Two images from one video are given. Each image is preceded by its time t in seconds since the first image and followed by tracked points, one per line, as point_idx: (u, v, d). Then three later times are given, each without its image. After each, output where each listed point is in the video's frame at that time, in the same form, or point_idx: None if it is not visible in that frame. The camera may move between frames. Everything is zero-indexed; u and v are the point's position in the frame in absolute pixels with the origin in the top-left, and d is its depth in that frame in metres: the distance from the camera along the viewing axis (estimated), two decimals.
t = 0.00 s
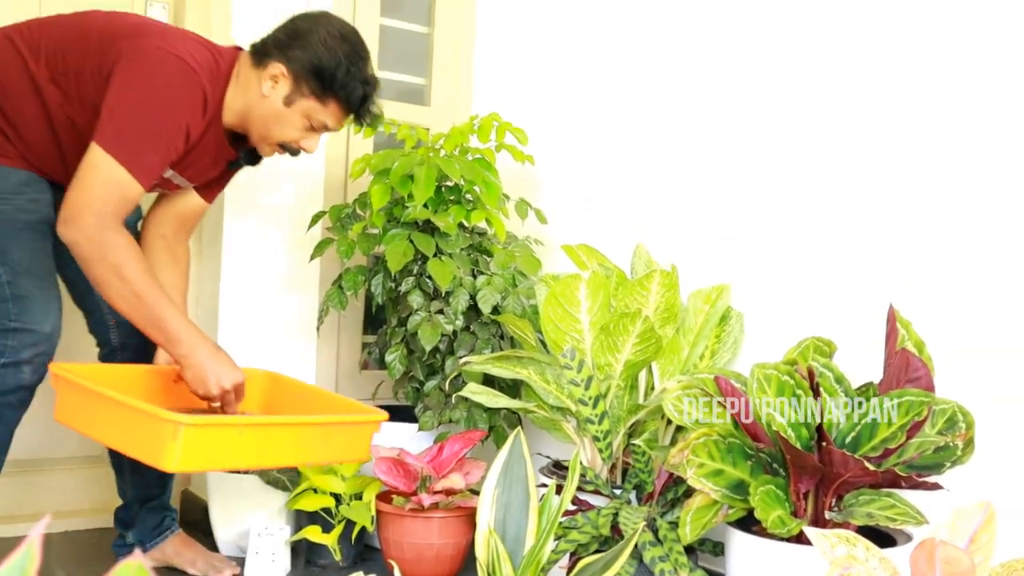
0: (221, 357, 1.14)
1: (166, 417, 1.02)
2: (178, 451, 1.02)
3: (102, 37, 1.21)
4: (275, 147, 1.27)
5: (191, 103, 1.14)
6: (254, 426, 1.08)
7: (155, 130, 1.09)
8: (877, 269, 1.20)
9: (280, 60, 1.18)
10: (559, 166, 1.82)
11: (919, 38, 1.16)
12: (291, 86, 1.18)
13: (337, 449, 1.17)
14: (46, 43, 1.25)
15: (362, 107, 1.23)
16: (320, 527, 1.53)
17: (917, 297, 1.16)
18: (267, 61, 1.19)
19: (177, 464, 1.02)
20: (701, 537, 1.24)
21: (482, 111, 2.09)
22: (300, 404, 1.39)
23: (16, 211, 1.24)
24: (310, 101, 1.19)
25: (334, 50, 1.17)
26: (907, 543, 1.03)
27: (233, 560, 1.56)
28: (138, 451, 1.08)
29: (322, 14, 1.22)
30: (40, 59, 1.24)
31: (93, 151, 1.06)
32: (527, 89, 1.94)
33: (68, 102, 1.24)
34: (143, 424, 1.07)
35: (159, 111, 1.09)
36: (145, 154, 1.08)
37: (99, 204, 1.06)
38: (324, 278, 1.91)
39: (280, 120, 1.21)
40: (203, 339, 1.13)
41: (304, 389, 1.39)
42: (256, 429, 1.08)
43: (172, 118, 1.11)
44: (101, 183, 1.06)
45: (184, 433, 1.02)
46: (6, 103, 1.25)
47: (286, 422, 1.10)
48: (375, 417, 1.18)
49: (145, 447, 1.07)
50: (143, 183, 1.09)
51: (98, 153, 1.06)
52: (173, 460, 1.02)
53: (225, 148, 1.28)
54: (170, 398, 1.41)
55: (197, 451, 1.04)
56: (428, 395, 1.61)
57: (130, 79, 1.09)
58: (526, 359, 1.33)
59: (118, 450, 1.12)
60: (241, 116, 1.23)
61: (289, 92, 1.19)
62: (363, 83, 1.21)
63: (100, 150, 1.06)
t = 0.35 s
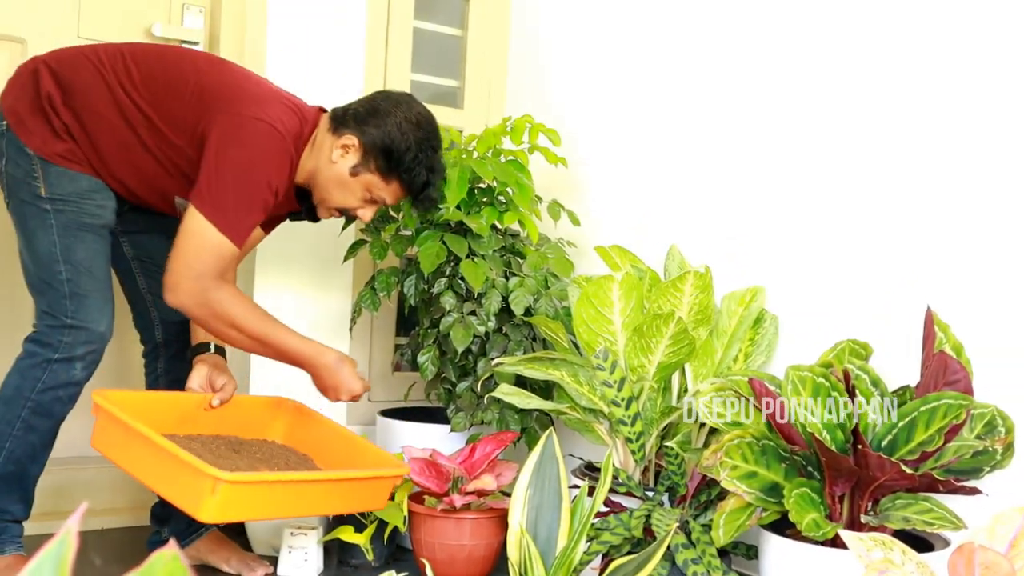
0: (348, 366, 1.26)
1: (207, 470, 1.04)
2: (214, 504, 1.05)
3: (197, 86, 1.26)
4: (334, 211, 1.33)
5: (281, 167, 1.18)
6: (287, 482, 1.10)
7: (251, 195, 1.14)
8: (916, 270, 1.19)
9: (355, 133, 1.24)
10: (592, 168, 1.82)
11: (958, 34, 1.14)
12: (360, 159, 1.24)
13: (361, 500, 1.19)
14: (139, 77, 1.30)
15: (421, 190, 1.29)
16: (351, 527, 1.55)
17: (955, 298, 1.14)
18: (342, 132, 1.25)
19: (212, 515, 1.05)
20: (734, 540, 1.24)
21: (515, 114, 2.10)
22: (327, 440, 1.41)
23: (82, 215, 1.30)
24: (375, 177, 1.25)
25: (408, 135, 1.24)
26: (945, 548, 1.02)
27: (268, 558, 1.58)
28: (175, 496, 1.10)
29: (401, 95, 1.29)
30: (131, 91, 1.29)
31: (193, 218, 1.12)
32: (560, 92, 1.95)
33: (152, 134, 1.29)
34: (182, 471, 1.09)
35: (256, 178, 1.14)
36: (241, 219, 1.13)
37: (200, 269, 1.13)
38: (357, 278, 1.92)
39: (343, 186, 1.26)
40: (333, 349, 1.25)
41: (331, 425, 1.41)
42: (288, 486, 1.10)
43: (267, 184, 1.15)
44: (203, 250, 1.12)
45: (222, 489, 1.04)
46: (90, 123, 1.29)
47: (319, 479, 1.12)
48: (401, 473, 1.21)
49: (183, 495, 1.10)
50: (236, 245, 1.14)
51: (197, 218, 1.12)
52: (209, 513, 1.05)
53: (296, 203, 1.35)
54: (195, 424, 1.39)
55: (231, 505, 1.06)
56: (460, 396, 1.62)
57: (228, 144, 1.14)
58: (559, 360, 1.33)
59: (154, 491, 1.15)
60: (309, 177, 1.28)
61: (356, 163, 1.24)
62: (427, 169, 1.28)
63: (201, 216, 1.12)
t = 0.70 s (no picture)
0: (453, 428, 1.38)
1: (223, 414, 1.06)
2: (225, 453, 1.06)
3: (256, 112, 1.33)
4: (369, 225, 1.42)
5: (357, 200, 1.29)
6: (300, 441, 1.12)
7: (342, 229, 1.25)
8: (943, 267, 1.17)
9: (392, 148, 1.32)
10: (615, 165, 1.82)
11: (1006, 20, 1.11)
12: (397, 174, 1.32)
13: (372, 481, 1.21)
14: (191, 98, 1.35)
15: (455, 206, 1.37)
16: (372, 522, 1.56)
17: (982, 297, 1.13)
18: (381, 147, 1.33)
19: (224, 463, 1.06)
20: (756, 538, 1.23)
21: (538, 111, 2.11)
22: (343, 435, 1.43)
23: (128, 219, 1.34)
24: (412, 192, 1.33)
25: (444, 152, 1.32)
26: (970, 548, 1.01)
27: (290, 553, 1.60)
28: (183, 443, 1.12)
29: (438, 114, 1.37)
30: (183, 111, 1.35)
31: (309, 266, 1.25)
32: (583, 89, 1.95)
33: (205, 152, 1.35)
34: (193, 419, 1.11)
35: (346, 215, 1.25)
36: (344, 256, 1.26)
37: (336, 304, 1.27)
38: (380, 274, 1.94)
39: (381, 200, 1.34)
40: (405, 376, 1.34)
41: (350, 419, 1.43)
42: (301, 445, 1.12)
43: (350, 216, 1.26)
44: (322, 294, 1.27)
45: (236, 435, 1.06)
46: (142, 138, 1.34)
47: (334, 443, 1.14)
48: (416, 459, 1.23)
49: (194, 446, 1.11)
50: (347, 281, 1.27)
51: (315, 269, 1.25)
52: (221, 461, 1.06)
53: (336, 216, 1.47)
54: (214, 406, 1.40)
55: (242, 456, 1.07)
56: (481, 393, 1.62)
57: (313, 183, 1.25)
58: (581, 358, 1.33)
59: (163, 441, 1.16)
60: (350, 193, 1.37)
61: (394, 177, 1.32)
62: (462, 185, 1.36)
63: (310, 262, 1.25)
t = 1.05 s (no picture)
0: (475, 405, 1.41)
1: (224, 406, 1.06)
2: (229, 443, 1.06)
3: (281, 113, 1.33)
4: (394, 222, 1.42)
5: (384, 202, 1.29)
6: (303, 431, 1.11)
7: (370, 233, 1.25)
8: (953, 264, 1.17)
9: (415, 147, 1.32)
10: (626, 161, 1.82)
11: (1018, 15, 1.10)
12: (421, 173, 1.32)
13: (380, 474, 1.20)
14: (214, 98, 1.35)
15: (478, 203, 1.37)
16: (378, 514, 1.57)
17: (993, 295, 1.12)
18: (404, 147, 1.33)
19: (228, 453, 1.05)
20: (763, 535, 1.23)
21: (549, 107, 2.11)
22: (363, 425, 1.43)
23: (155, 219, 1.35)
24: (435, 191, 1.34)
25: (467, 150, 1.32)
26: (979, 547, 1.00)
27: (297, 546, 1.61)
28: (191, 437, 1.12)
29: (460, 112, 1.37)
30: (208, 111, 1.35)
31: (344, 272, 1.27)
32: (595, 84, 1.95)
33: (232, 156, 1.35)
34: (199, 412, 1.11)
35: (374, 219, 1.25)
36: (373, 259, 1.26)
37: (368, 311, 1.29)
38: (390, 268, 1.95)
39: (404, 199, 1.34)
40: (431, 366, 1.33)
41: (369, 409, 1.43)
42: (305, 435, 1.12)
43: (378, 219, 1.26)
44: (356, 296, 1.27)
45: (238, 426, 1.06)
46: (168, 139, 1.34)
47: (340, 434, 1.14)
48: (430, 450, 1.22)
49: (200, 436, 1.11)
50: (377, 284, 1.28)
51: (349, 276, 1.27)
52: (223, 451, 1.05)
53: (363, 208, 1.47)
54: (234, 397, 1.41)
55: (246, 445, 1.07)
56: (490, 386, 1.64)
57: (339, 187, 1.25)
58: (589, 352, 1.33)
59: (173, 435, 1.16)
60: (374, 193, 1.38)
61: (417, 177, 1.33)
62: (485, 184, 1.36)
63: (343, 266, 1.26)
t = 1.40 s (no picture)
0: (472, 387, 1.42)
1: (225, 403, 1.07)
2: (230, 440, 1.07)
3: (289, 109, 1.34)
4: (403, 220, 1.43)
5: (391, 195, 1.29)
6: (304, 429, 1.12)
7: (376, 224, 1.25)
8: (967, 259, 1.16)
9: (424, 144, 1.33)
10: (636, 158, 1.82)
11: None
12: (429, 169, 1.33)
13: (385, 473, 1.21)
14: (225, 95, 1.37)
15: (487, 200, 1.37)
16: (391, 513, 1.57)
17: (1009, 289, 1.11)
18: (413, 144, 1.34)
19: (228, 450, 1.07)
20: (776, 531, 1.23)
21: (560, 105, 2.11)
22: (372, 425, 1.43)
23: (162, 215, 1.36)
24: (444, 188, 1.34)
25: (476, 146, 1.32)
26: (994, 541, 0.99)
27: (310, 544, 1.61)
28: (193, 433, 1.13)
29: (470, 109, 1.37)
30: (217, 108, 1.36)
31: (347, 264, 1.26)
32: (605, 81, 1.94)
33: (240, 151, 1.35)
34: (201, 409, 1.12)
35: (380, 210, 1.25)
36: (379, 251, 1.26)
37: (370, 304, 1.28)
38: (401, 267, 1.95)
39: (413, 196, 1.35)
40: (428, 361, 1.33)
41: (378, 410, 1.44)
42: (306, 432, 1.12)
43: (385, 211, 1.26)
44: (360, 288, 1.27)
45: (239, 422, 1.07)
46: (178, 134, 1.35)
47: (342, 432, 1.14)
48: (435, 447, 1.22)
49: (202, 434, 1.12)
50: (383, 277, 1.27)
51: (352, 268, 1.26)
52: (224, 446, 1.06)
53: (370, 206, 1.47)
54: (244, 397, 1.42)
55: (247, 443, 1.08)
56: (502, 385, 1.63)
57: (346, 178, 1.25)
58: (600, 349, 1.32)
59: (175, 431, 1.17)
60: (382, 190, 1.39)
61: (426, 173, 1.33)
62: (494, 180, 1.36)
63: (348, 258, 1.26)
